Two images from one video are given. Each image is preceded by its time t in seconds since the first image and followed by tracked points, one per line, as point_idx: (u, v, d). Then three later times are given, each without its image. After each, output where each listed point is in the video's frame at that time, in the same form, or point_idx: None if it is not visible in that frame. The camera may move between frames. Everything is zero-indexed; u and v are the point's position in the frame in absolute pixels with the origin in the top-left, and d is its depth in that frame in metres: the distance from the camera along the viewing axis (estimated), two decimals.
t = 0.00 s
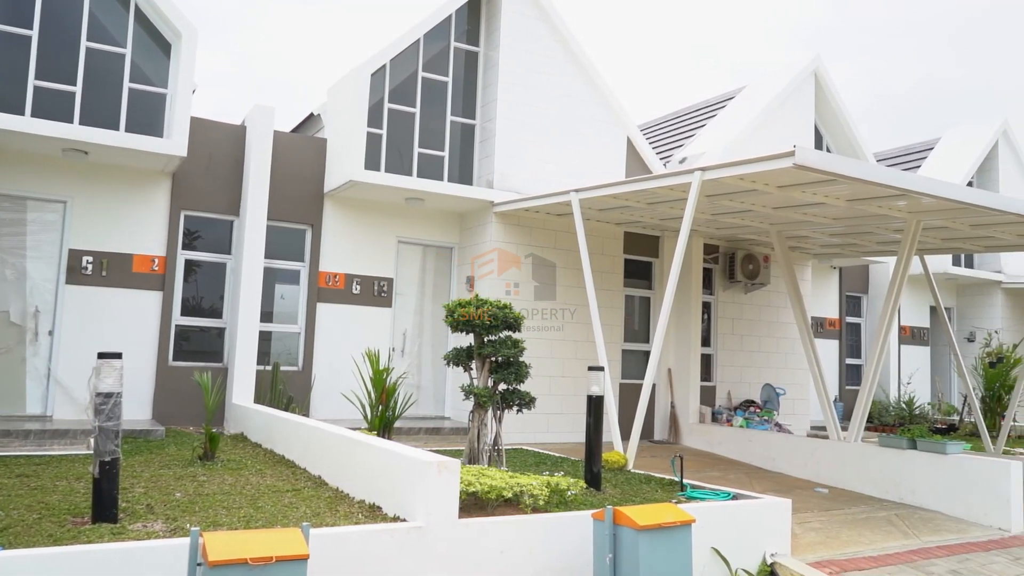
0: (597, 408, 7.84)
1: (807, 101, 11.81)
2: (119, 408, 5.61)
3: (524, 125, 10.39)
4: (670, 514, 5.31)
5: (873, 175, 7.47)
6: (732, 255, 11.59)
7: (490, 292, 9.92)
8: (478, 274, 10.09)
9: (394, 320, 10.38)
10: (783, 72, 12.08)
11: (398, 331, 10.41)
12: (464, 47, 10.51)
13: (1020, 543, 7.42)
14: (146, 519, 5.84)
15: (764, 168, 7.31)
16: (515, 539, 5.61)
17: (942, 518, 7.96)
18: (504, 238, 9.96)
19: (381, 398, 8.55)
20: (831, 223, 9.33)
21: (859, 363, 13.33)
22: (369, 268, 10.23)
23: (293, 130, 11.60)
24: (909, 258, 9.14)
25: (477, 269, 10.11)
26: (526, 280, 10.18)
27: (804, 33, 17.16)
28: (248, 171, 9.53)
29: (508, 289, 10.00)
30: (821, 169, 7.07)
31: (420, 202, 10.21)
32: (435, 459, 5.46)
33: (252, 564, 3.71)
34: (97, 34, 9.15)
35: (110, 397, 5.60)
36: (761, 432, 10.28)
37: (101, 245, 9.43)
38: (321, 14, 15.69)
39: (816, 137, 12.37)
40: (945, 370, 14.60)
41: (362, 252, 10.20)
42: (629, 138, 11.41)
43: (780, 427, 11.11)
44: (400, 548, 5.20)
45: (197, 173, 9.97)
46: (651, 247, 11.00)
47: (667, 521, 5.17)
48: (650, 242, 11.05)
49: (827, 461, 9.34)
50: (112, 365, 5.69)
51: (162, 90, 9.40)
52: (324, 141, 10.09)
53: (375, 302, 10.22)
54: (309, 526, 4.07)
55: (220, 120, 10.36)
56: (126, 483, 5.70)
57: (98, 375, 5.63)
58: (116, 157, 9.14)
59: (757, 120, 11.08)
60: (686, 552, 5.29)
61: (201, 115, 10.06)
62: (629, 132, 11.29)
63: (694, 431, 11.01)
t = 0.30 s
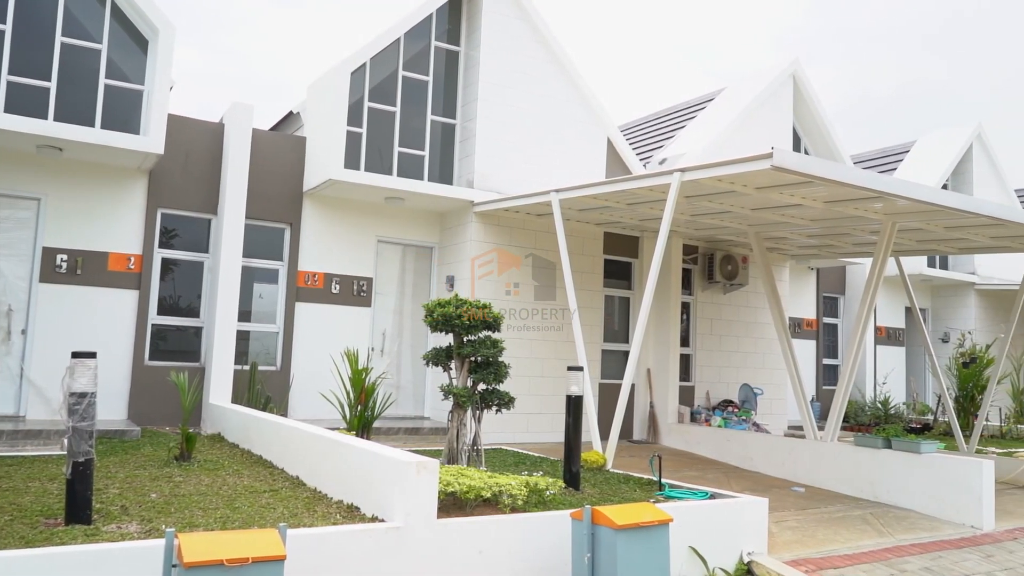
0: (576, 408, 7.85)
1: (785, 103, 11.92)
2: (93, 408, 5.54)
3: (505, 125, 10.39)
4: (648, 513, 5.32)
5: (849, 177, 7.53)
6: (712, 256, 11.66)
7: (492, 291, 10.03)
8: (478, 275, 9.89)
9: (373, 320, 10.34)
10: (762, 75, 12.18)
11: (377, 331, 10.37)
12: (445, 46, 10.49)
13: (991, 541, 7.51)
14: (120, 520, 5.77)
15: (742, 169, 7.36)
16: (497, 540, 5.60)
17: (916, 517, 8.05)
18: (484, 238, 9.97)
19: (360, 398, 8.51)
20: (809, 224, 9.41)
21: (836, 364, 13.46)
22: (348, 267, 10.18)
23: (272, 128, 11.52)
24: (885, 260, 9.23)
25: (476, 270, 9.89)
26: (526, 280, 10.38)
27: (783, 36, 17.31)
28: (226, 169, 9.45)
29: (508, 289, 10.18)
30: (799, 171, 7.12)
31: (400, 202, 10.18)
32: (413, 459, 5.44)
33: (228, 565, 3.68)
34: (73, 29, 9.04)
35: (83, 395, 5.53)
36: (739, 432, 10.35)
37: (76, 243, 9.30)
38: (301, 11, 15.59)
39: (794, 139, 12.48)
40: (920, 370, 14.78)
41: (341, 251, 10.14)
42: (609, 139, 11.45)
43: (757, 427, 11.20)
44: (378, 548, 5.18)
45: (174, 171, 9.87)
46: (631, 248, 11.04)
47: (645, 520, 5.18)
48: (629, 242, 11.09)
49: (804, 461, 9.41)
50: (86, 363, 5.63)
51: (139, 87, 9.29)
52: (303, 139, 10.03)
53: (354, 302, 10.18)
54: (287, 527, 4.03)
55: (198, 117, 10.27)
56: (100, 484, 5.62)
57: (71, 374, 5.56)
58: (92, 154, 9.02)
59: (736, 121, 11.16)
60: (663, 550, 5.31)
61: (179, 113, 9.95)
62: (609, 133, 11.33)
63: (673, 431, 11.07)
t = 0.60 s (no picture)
0: (554, 408, 7.86)
1: (764, 104, 12.01)
2: (66, 408, 5.48)
3: (485, 125, 10.39)
4: (626, 513, 5.33)
5: (826, 178, 7.60)
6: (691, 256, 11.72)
7: (492, 292, 10.22)
8: (478, 275, 10.07)
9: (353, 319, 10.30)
10: (741, 77, 12.27)
11: (357, 330, 10.33)
12: (425, 45, 10.47)
13: (964, 538, 7.62)
14: (93, 522, 5.70)
15: (721, 170, 7.40)
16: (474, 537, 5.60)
17: (890, 515, 8.15)
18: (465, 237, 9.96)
19: (338, 398, 8.47)
20: (786, 225, 9.49)
21: (813, 364, 13.60)
22: (327, 267, 10.13)
23: (251, 126, 11.43)
24: (861, 261, 9.32)
25: (476, 270, 10.07)
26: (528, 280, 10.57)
27: (763, 39, 17.44)
28: (204, 167, 9.36)
29: (508, 289, 10.36)
30: (776, 172, 7.17)
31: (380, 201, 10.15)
32: (393, 459, 5.41)
33: (203, 566, 3.64)
34: (48, 25, 8.92)
35: (56, 395, 5.47)
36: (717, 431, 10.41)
37: (50, 241, 9.16)
38: (280, 9, 15.49)
39: (772, 141, 12.58)
40: (895, 370, 14.97)
41: (320, 250, 10.09)
42: (590, 139, 11.49)
43: (735, 426, 11.28)
44: (354, 547, 5.15)
45: (150, 169, 9.76)
46: (610, 248, 11.07)
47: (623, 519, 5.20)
48: (609, 243, 11.13)
49: (781, 460, 9.48)
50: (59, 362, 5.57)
51: (115, 83, 9.18)
52: (281, 137, 9.97)
53: (333, 301, 10.13)
54: (263, 528, 4.00)
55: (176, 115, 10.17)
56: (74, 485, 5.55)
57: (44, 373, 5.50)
58: (67, 150, 8.91)
59: (716, 122, 11.23)
60: (641, 549, 5.33)
61: (155, 110, 9.85)
62: (590, 133, 11.37)
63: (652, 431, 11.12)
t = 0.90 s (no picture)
0: (533, 407, 7.87)
1: (742, 106, 12.11)
2: (38, 409, 5.40)
3: (465, 124, 10.38)
4: (603, 512, 5.34)
5: (803, 179, 7.66)
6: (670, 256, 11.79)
7: (492, 292, 10.43)
8: (478, 276, 10.28)
9: (331, 319, 10.26)
10: (720, 79, 12.36)
11: (335, 330, 10.29)
12: (405, 44, 10.45)
13: (937, 536, 7.71)
14: (66, 523, 5.62)
15: (699, 171, 7.44)
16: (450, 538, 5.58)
17: (865, 513, 8.24)
18: (444, 237, 9.95)
19: (316, 397, 8.42)
20: (765, 226, 9.55)
21: (790, 364, 13.72)
22: (305, 266, 10.07)
23: (229, 124, 11.34)
24: (837, 262, 9.41)
25: (476, 271, 10.27)
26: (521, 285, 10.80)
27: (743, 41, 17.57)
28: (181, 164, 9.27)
29: (508, 289, 10.60)
30: (753, 173, 7.21)
31: (359, 200, 10.11)
32: (371, 459, 5.38)
33: (178, 567, 3.60)
34: (21, 19, 8.79)
35: (28, 395, 5.39)
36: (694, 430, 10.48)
37: (22, 238, 9.03)
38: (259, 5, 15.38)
39: (750, 142, 12.69)
40: (871, 370, 15.14)
41: (297, 248, 10.03)
42: (570, 139, 11.53)
43: (713, 426, 11.35)
44: (331, 548, 5.12)
45: (125, 167, 9.65)
46: (590, 248, 11.10)
47: (600, 518, 5.21)
48: (589, 243, 11.17)
49: (757, 459, 9.56)
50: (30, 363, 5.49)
51: (91, 79, 9.08)
52: (260, 135, 9.90)
53: (312, 300, 10.08)
54: (238, 528, 3.97)
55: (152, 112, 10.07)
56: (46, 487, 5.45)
57: (16, 373, 5.41)
58: (41, 147, 8.79)
59: (695, 123, 11.30)
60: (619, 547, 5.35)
61: (130, 106, 9.75)
62: (570, 133, 11.41)
63: (630, 430, 11.16)
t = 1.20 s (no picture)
0: (511, 407, 7.88)
1: (720, 106, 12.19)
2: (10, 408, 5.33)
3: (445, 123, 10.37)
4: (581, 511, 5.34)
5: (779, 180, 7.72)
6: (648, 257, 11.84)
7: (492, 292, 10.65)
8: (478, 276, 10.51)
9: (309, 318, 10.21)
10: (699, 80, 12.44)
11: (313, 329, 10.24)
12: (385, 42, 10.42)
13: (910, 533, 7.81)
14: (38, 525, 5.55)
15: (677, 172, 7.47)
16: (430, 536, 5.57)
17: (840, 511, 8.32)
18: (423, 236, 9.93)
19: (294, 397, 8.38)
20: (742, 226, 9.62)
21: (767, 363, 13.84)
22: (283, 264, 10.01)
23: (206, 121, 11.25)
24: (813, 262, 9.50)
25: (477, 271, 10.49)
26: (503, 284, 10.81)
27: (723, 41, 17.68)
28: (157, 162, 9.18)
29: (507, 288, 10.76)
30: (731, 174, 7.26)
31: (337, 199, 10.07)
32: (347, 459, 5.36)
33: (151, 568, 3.56)
34: None
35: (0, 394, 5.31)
36: (672, 429, 10.54)
37: None
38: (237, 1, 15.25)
39: (729, 144, 12.79)
40: (847, 369, 15.30)
41: (275, 247, 9.97)
42: (549, 139, 11.55)
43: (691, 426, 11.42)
44: (307, 548, 5.08)
45: (101, 164, 9.54)
46: (569, 248, 11.13)
47: (577, 517, 5.21)
48: (568, 243, 11.20)
49: (734, 458, 9.64)
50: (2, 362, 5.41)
51: (65, 75, 8.96)
52: (238, 133, 9.83)
53: (290, 299, 10.02)
54: (213, 530, 3.94)
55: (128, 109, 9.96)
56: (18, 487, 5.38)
57: None
58: (14, 143, 8.66)
59: (674, 124, 11.37)
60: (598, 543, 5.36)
61: (106, 103, 9.64)
62: (549, 133, 11.43)
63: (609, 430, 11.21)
